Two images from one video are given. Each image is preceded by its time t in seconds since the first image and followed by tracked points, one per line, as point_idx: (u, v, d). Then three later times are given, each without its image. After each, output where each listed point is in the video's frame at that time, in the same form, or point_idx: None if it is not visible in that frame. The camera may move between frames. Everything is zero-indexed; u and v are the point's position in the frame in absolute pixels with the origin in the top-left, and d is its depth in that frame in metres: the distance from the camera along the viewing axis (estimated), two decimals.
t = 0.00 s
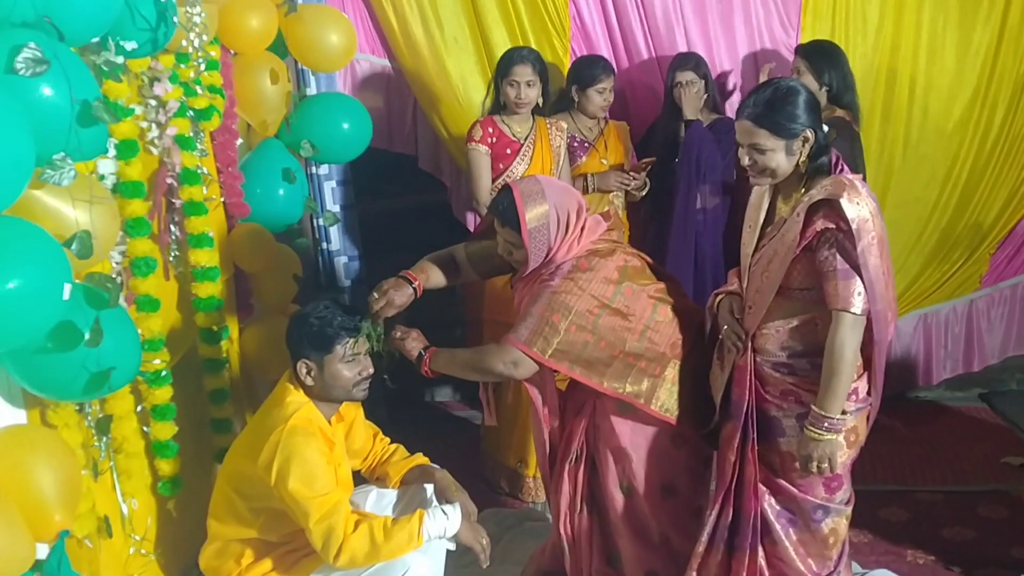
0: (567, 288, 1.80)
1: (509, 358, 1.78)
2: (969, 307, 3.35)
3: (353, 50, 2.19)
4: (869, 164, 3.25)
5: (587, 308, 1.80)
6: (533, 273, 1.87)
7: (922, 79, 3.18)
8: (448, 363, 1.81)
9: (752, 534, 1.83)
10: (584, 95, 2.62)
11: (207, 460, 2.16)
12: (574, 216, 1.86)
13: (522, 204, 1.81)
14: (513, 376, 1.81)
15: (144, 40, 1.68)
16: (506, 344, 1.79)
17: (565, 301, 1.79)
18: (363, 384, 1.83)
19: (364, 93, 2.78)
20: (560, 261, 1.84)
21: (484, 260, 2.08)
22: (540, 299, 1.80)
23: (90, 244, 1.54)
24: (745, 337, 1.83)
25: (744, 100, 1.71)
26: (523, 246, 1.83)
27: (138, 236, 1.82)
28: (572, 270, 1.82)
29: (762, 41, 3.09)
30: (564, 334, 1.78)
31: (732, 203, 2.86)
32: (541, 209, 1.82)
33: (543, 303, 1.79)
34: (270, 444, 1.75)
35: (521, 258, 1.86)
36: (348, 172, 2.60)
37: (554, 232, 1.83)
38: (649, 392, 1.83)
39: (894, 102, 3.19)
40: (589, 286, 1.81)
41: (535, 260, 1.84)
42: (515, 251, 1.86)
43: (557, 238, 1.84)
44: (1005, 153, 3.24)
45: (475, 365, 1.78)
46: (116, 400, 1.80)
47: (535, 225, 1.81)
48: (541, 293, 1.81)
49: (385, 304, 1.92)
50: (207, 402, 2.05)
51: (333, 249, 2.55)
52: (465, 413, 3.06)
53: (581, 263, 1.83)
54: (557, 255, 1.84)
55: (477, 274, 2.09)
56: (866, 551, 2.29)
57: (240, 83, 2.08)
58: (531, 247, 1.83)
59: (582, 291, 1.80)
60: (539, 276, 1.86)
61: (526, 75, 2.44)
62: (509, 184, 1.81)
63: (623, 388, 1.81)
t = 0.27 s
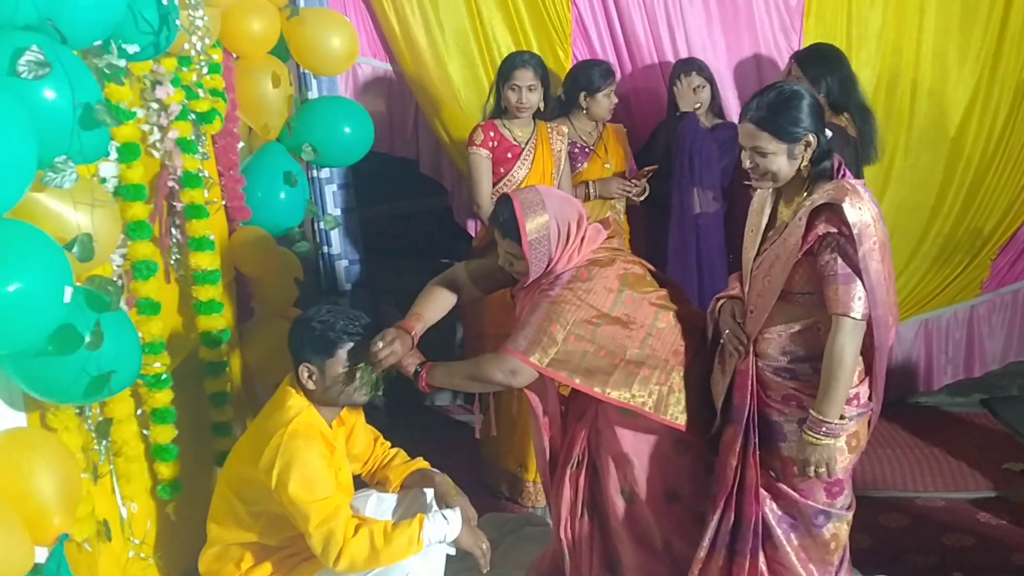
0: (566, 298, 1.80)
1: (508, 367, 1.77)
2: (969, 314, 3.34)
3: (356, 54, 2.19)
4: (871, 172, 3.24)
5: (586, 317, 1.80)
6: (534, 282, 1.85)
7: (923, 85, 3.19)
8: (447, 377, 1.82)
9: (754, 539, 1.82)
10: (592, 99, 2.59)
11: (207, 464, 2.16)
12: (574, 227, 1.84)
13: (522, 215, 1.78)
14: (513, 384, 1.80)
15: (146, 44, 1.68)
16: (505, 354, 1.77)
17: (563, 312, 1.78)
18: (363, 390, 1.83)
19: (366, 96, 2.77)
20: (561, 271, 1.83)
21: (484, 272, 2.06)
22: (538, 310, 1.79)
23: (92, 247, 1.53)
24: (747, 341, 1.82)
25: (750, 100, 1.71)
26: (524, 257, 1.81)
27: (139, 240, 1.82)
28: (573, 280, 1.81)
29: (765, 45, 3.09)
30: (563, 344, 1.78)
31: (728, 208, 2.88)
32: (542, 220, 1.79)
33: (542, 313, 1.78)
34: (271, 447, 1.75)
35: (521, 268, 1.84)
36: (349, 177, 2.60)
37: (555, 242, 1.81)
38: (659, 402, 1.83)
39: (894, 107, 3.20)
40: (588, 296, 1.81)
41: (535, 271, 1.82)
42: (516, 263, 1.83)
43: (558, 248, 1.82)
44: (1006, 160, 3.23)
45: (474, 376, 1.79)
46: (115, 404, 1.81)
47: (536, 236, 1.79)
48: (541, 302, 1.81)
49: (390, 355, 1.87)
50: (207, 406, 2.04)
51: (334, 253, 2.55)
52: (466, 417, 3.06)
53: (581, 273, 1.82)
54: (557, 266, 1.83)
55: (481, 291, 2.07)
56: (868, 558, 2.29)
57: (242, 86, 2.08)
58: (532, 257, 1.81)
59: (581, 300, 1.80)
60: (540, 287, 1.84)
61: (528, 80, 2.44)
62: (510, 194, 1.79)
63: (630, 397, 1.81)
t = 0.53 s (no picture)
0: (563, 307, 1.74)
1: (500, 376, 1.72)
2: (983, 317, 3.30)
3: (350, 49, 2.13)
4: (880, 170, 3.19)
5: (584, 326, 1.75)
6: (532, 291, 1.80)
7: (935, 84, 3.14)
8: (437, 388, 1.76)
9: (760, 552, 1.76)
10: (591, 95, 2.56)
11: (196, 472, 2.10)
12: (574, 235, 1.79)
13: (519, 223, 1.73)
14: (506, 394, 1.74)
15: (134, 38, 1.62)
16: (498, 363, 1.72)
17: (557, 322, 1.72)
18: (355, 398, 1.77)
19: (360, 93, 2.71)
20: (558, 280, 1.77)
21: (482, 283, 1.98)
22: (533, 318, 1.74)
23: (78, 246, 1.48)
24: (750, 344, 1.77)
25: (761, 84, 1.67)
26: (522, 266, 1.77)
27: (126, 240, 1.76)
28: (571, 288, 1.76)
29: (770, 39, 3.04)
30: (558, 353, 1.72)
31: (730, 210, 2.82)
32: (540, 228, 1.75)
33: (537, 320, 1.73)
34: (261, 455, 1.69)
35: (519, 277, 1.79)
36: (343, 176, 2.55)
37: (554, 251, 1.76)
38: (654, 409, 1.77)
39: (906, 104, 3.15)
40: (586, 305, 1.75)
41: (533, 280, 1.77)
42: (513, 271, 1.79)
43: (556, 258, 1.77)
44: (1018, 159, 3.20)
45: (466, 386, 1.74)
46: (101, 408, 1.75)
47: (533, 243, 1.74)
48: (537, 310, 1.75)
49: (371, 385, 1.78)
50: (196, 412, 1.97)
51: (327, 254, 2.49)
52: (464, 424, 2.99)
53: (579, 282, 1.76)
54: (556, 275, 1.78)
55: (477, 300, 2.00)
56: (877, 569, 2.23)
57: (232, 81, 2.02)
58: (528, 266, 1.77)
59: (579, 310, 1.74)
60: (536, 295, 1.79)
61: (527, 76, 2.38)
62: (506, 202, 1.74)
63: (626, 402, 1.75)
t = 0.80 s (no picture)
0: (565, 318, 1.54)
1: (497, 392, 1.52)
2: None
3: (332, 19, 1.91)
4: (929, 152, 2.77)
5: (592, 336, 1.55)
6: (534, 297, 1.60)
7: (992, 56, 2.75)
8: (426, 404, 1.56)
9: None
10: (597, 67, 2.35)
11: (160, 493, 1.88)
12: (581, 234, 1.59)
13: (519, 220, 1.54)
14: (504, 411, 1.55)
15: (89, 6, 1.42)
16: (494, 377, 1.52)
17: (561, 335, 1.53)
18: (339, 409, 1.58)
19: (344, 66, 2.52)
20: (564, 285, 1.58)
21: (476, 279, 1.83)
22: (534, 328, 1.55)
23: (24, 237, 1.29)
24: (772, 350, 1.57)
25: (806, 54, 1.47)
26: (523, 270, 1.56)
27: (80, 232, 1.55)
28: (576, 293, 1.56)
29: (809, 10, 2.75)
30: (564, 366, 1.53)
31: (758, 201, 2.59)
32: (543, 226, 1.55)
33: (538, 330, 1.54)
34: (230, 474, 1.49)
35: (521, 281, 1.59)
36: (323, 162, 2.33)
37: (558, 252, 1.56)
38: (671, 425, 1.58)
39: (957, 81, 2.77)
40: (596, 313, 1.55)
41: (536, 285, 1.57)
42: (513, 275, 1.59)
43: (561, 260, 1.57)
44: None
45: (459, 403, 1.54)
46: (49, 422, 1.56)
47: (536, 244, 1.54)
48: (539, 318, 1.56)
49: (351, 401, 1.57)
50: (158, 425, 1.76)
51: (305, 248, 2.28)
52: (458, 439, 2.72)
53: (586, 287, 1.57)
54: (560, 279, 1.58)
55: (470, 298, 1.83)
56: None
57: (200, 54, 1.79)
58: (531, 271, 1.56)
59: (585, 319, 1.55)
60: (540, 301, 1.59)
61: (530, 48, 2.16)
62: (505, 197, 1.54)
63: (641, 419, 1.57)
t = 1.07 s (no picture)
0: (580, 322, 1.41)
1: (505, 406, 1.39)
2: None
3: None
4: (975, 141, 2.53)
5: (608, 342, 1.42)
6: (543, 298, 1.46)
7: None
8: (428, 420, 1.42)
9: None
10: (604, 45, 2.22)
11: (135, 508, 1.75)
12: (594, 230, 1.45)
13: (525, 215, 1.39)
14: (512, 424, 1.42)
15: None
16: (500, 388, 1.39)
17: (575, 338, 1.40)
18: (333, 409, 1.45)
19: (335, 46, 2.36)
20: (577, 285, 1.43)
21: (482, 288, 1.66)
22: (544, 333, 1.41)
23: None
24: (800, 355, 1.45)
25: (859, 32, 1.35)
26: (532, 270, 1.41)
27: (47, 226, 1.39)
28: (591, 295, 1.43)
29: None
30: (579, 375, 1.41)
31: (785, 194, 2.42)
32: (552, 220, 1.40)
33: (549, 336, 1.40)
34: (209, 488, 1.34)
35: (529, 282, 1.44)
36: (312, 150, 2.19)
37: (569, 249, 1.42)
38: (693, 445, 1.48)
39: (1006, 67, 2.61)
40: (613, 318, 1.42)
41: (546, 284, 1.43)
42: (520, 275, 1.45)
43: (573, 258, 1.42)
44: None
45: (463, 419, 1.40)
46: (14, 432, 1.40)
47: (544, 240, 1.39)
48: (549, 323, 1.42)
49: (347, 403, 1.45)
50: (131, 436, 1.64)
51: (292, 243, 2.15)
52: (456, 453, 2.58)
53: (602, 288, 1.43)
54: (573, 279, 1.43)
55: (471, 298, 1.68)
56: None
57: (177, 31, 1.65)
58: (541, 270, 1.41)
59: (602, 322, 1.42)
60: (551, 303, 1.45)
61: (537, 26, 2.02)
62: (511, 189, 1.39)
63: (658, 437, 1.45)
